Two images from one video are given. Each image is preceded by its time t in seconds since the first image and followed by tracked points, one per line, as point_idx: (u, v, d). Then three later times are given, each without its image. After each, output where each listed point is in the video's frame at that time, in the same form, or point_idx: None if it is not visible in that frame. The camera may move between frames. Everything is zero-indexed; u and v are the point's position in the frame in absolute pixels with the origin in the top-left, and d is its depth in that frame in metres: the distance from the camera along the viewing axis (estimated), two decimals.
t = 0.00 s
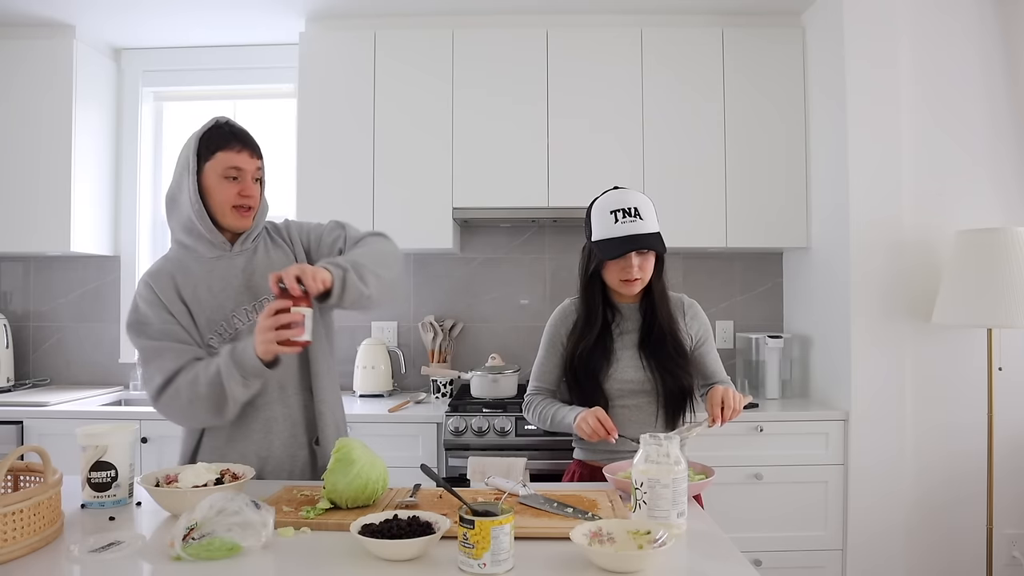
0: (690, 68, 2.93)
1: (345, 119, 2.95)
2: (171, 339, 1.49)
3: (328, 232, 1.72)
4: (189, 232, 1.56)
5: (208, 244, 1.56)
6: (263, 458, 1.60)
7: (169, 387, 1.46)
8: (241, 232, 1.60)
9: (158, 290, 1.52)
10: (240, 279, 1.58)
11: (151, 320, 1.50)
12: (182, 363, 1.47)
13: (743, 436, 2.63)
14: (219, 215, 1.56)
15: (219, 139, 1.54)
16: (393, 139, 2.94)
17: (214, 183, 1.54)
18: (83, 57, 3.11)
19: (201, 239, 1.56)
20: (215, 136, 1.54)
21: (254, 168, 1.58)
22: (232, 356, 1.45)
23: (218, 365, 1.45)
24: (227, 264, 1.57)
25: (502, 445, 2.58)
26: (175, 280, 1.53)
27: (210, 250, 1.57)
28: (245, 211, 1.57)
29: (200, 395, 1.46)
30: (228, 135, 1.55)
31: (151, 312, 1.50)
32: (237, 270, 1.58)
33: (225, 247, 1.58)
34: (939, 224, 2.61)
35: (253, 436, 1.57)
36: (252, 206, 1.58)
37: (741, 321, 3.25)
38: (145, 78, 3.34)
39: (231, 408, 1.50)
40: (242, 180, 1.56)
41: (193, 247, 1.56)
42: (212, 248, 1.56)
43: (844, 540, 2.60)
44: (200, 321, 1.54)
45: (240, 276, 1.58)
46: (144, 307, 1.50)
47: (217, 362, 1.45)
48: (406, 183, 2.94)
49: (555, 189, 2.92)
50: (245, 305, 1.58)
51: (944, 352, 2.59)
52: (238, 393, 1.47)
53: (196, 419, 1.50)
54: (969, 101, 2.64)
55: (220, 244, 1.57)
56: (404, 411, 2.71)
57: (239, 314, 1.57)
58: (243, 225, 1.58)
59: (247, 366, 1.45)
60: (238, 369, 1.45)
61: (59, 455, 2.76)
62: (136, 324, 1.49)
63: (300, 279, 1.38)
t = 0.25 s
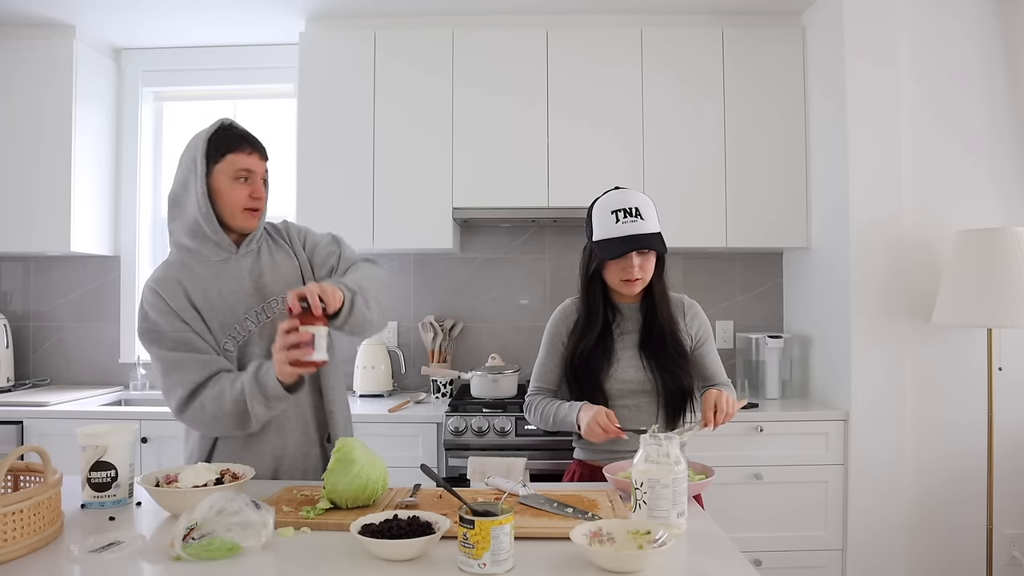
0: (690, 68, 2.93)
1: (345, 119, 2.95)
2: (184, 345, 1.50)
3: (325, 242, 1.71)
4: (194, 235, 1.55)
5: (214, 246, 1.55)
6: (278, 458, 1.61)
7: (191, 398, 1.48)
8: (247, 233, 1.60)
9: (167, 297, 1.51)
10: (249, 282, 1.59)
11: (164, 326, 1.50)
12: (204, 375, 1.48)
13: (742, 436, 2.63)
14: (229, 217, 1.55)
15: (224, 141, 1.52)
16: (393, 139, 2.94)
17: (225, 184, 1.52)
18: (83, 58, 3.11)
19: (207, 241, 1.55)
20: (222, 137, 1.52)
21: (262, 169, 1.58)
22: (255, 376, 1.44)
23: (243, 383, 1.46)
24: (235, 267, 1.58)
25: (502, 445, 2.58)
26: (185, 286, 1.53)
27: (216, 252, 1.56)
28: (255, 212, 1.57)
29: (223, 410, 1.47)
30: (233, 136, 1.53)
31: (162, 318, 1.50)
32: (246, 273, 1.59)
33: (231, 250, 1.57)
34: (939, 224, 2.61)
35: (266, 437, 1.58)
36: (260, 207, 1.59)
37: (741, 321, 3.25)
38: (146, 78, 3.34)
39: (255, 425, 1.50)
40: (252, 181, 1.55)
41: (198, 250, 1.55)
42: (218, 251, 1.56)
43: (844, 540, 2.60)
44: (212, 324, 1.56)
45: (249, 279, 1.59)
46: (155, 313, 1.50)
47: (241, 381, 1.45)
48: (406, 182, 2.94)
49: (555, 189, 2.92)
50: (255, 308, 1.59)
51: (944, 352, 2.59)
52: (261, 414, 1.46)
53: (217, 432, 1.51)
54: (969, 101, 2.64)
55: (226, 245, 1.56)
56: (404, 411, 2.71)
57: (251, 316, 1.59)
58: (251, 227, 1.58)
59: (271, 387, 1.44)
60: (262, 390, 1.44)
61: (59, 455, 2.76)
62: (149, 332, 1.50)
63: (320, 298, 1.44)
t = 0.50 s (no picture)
0: (690, 68, 2.93)
1: (345, 119, 2.95)
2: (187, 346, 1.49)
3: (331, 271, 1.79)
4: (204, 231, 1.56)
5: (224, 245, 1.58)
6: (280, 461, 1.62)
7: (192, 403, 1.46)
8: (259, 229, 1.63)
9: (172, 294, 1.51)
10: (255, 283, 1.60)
11: (168, 324, 1.49)
12: (206, 379, 1.47)
13: (743, 436, 2.63)
14: (247, 213, 1.58)
15: (249, 139, 1.54)
16: (393, 139, 2.94)
17: (247, 180, 1.55)
18: (83, 58, 3.11)
19: (219, 237, 1.57)
20: (248, 136, 1.54)
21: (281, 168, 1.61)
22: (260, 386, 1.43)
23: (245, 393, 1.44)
24: (243, 267, 1.60)
25: (502, 445, 2.58)
26: (190, 283, 1.53)
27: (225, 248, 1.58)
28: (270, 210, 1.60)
29: (224, 420, 1.45)
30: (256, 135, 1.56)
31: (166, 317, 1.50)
32: (252, 274, 1.60)
33: (240, 249, 1.60)
34: (939, 224, 2.61)
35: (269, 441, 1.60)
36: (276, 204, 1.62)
37: (741, 321, 3.25)
38: (146, 79, 3.34)
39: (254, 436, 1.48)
40: (273, 180, 1.58)
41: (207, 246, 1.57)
42: (228, 248, 1.59)
43: (844, 540, 2.60)
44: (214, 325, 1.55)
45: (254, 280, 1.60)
46: (159, 312, 1.50)
47: (245, 391, 1.44)
48: (405, 182, 2.94)
49: (555, 189, 2.92)
50: (259, 308, 1.60)
51: (944, 352, 2.59)
52: (262, 428, 1.45)
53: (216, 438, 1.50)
54: (969, 101, 2.64)
55: (237, 242, 1.59)
56: (404, 411, 2.71)
57: (255, 317, 1.58)
58: (263, 223, 1.61)
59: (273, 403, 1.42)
60: (264, 404, 1.42)
61: (59, 454, 2.76)
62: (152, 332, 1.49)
63: (320, 323, 1.55)
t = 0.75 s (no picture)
0: (690, 68, 2.93)
1: (345, 119, 2.95)
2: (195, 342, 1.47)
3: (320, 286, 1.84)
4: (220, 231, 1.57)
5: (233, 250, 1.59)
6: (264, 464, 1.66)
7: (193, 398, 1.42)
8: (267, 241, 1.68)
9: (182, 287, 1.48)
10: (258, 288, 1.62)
11: (177, 317, 1.46)
12: (210, 378, 1.44)
13: (743, 436, 2.63)
14: (269, 223, 1.62)
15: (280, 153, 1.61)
16: (393, 139, 2.94)
17: (279, 193, 1.61)
18: (84, 57, 3.11)
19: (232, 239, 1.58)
20: (282, 152, 1.61)
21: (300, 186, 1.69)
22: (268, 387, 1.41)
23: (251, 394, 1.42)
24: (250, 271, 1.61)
25: (502, 445, 2.58)
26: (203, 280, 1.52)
27: (235, 253, 1.59)
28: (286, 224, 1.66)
29: (224, 420, 1.42)
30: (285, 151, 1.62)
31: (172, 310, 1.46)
32: (258, 279, 1.62)
33: (250, 254, 1.62)
34: (939, 224, 2.61)
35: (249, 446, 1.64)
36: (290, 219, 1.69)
37: (741, 321, 3.25)
38: (145, 79, 3.34)
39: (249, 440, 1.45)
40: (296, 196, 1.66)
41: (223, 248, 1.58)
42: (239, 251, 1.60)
43: (844, 540, 2.60)
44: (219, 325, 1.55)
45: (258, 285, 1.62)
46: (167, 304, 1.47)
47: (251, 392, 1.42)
48: (405, 182, 2.94)
49: (555, 189, 2.92)
50: (261, 314, 1.62)
51: (944, 352, 2.59)
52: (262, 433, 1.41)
53: (211, 440, 1.46)
54: (969, 101, 2.64)
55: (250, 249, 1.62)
56: (404, 411, 2.71)
57: (258, 324, 1.61)
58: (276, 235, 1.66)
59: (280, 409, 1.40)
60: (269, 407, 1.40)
61: (59, 455, 2.76)
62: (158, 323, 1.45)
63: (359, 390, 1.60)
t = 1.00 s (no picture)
0: (690, 68, 2.93)
1: (345, 119, 2.95)
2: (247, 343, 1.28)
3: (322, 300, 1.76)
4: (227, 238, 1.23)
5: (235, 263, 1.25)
6: (283, 460, 1.51)
7: (239, 398, 1.25)
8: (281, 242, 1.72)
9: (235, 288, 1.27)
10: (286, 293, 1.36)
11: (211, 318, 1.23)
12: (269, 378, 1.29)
13: (743, 436, 2.63)
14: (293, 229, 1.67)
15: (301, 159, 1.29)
16: (393, 139, 2.94)
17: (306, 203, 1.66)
18: (84, 57, 3.11)
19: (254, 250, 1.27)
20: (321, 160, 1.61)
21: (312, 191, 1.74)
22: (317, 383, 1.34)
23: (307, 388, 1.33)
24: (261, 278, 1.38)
25: (502, 445, 2.58)
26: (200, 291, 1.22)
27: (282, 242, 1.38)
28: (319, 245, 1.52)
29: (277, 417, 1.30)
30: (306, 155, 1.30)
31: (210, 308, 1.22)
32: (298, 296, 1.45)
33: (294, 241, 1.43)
34: (939, 224, 2.61)
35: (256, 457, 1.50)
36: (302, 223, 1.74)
37: (741, 321, 3.25)
38: (145, 79, 3.34)
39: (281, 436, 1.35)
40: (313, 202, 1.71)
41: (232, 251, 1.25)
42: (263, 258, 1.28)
43: (844, 540, 2.60)
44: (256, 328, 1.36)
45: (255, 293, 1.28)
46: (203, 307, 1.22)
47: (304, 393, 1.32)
48: (405, 182, 2.94)
49: (555, 189, 2.92)
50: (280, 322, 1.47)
51: (944, 353, 2.59)
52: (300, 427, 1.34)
53: (245, 435, 1.33)
54: (969, 101, 2.64)
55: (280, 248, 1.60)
56: (404, 411, 2.71)
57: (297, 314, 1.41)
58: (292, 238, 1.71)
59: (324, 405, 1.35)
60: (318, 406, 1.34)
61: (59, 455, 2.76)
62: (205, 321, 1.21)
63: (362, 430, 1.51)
